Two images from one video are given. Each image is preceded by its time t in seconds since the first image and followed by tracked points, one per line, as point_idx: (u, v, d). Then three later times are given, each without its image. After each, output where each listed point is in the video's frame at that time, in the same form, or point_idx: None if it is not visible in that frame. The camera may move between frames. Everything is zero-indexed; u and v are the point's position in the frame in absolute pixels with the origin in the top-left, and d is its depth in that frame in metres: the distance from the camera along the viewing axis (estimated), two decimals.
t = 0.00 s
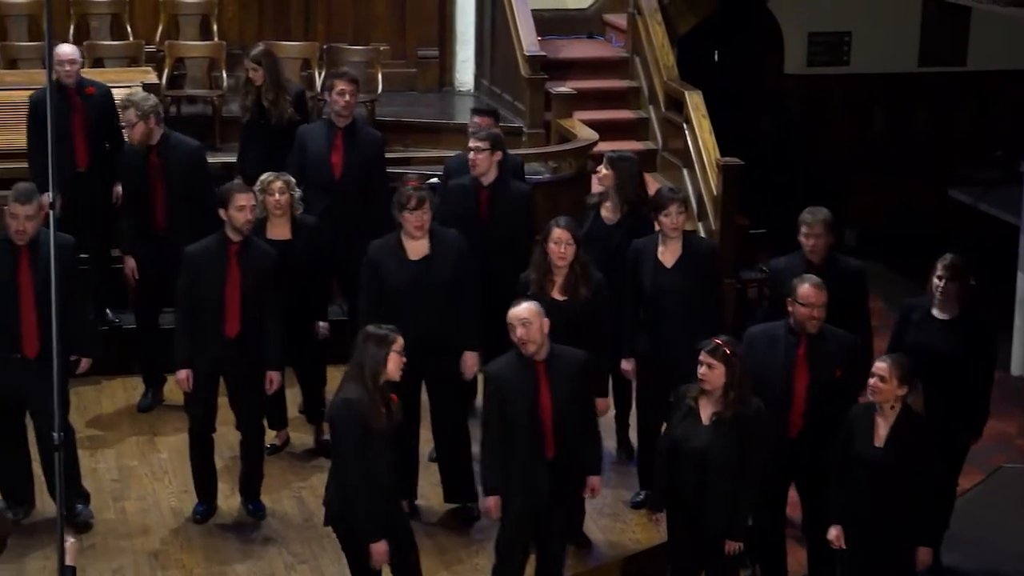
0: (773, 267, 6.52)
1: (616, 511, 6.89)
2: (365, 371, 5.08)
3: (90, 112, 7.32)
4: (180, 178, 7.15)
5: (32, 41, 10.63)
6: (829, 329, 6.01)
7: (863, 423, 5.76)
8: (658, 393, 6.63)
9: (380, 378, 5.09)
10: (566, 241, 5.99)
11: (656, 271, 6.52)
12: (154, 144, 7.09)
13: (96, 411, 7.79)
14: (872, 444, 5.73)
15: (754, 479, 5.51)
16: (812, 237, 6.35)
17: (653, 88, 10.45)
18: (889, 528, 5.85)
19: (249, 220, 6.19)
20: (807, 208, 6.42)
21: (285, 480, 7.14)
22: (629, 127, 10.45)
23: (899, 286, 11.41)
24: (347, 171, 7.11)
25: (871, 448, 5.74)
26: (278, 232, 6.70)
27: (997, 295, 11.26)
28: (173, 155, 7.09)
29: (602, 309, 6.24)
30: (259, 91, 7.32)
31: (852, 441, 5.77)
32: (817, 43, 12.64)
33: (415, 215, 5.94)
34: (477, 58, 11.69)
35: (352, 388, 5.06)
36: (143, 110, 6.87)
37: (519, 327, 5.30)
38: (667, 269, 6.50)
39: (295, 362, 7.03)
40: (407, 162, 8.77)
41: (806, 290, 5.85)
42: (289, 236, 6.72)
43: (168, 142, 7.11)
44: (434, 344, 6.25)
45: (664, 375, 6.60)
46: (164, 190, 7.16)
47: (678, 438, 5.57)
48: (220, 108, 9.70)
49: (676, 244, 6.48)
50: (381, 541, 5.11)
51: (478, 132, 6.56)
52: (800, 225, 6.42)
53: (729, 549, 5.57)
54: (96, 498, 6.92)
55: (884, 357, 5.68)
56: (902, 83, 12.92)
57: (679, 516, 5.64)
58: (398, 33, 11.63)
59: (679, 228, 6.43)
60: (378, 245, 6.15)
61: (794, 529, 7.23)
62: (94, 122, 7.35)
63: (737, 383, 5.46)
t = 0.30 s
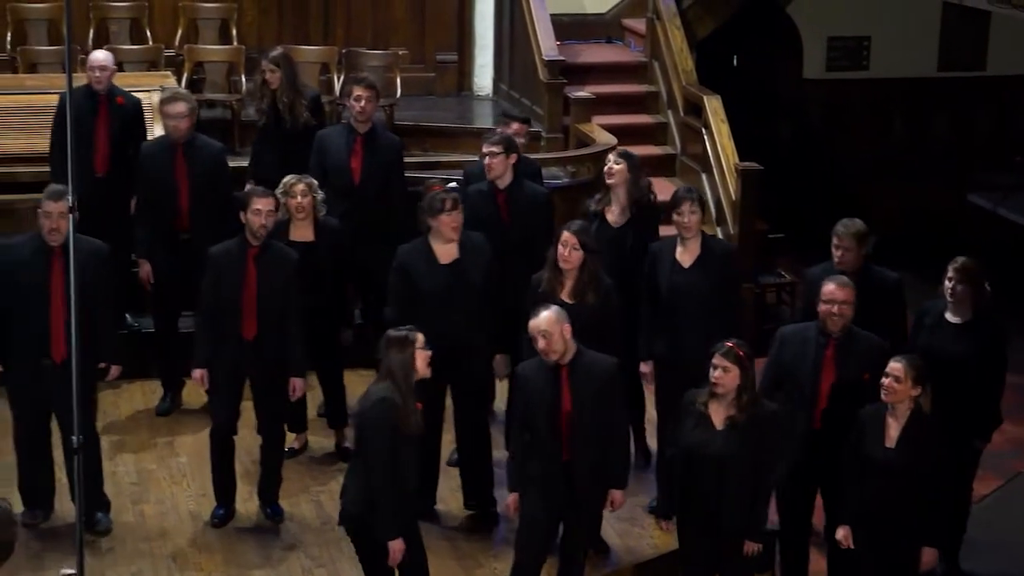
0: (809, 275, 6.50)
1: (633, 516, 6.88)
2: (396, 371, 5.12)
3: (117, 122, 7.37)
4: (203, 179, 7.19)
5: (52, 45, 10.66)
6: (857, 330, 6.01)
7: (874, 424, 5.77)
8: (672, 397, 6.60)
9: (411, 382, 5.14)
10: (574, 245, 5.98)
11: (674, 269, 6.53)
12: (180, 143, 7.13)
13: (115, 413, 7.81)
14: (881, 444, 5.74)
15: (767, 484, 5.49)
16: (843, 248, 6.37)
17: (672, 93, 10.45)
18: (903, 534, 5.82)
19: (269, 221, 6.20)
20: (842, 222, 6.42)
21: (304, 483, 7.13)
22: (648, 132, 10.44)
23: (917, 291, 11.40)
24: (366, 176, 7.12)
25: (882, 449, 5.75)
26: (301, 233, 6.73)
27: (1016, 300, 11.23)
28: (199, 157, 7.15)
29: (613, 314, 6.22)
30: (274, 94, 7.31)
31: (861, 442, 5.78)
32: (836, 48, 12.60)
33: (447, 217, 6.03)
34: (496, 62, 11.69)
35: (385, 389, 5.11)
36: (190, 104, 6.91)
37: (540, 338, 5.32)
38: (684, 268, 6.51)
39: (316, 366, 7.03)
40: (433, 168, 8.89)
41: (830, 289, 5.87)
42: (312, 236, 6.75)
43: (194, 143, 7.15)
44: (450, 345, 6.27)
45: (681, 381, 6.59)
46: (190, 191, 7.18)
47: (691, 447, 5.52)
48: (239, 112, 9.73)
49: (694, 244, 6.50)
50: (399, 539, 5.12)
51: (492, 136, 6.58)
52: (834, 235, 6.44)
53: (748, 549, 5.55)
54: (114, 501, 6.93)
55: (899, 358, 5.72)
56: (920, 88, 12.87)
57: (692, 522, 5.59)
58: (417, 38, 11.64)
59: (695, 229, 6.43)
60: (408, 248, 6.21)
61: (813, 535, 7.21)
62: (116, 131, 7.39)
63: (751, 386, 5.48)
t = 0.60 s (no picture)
0: (833, 273, 6.51)
1: (651, 519, 6.87)
2: (419, 364, 5.16)
3: (134, 122, 7.40)
4: (235, 180, 7.24)
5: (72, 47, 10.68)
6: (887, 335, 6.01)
7: (886, 423, 5.78)
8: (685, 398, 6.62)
9: (435, 375, 5.17)
10: (587, 245, 6.01)
11: (695, 270, 6.52)
12: (213, 142, 7.19)
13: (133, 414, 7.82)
14: (894, 445, 5.76)
15: (791, 484, 5.50)
16: (867, 246, 6.41)
17: (690, 95, 10.45)
18: (914, 530, 5.83)
19: (281, 222, 6.23)
20: (875, 218, 6.46)
21: (322, 485, 7.13)
22: (666, 134, 10.43)
23: (935, 293, 11.37)
24: (391, 177, 7.13)
25: (896, 450, 5.76)
26: (323, 232, 6.73)
27: None
28: (230, 158, 7.22)
29: (624, 318, 6.20)
30: (294, 92, 7.34)
31: (870, 443, 5.79)
32: (853, 49, 12.68)
33: (481, 214, 6.07)
34: (515, 64, 11.69)
35: (407, 379, 5.15)
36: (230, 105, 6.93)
37: (550, 333, 5.40)
38: (706, 270, 6.50)
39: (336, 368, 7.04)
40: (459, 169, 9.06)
41: (853, 287, 5.89)
42: (334, 235, 6.76)
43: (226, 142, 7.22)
44: (470, 345, 6.29)
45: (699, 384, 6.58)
46: (224, 191, 7.23)
47: (715, 451, 5.51)
48: (259, 113, 9.77)
49: (718, 246, 6.49)
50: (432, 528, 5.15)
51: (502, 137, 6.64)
52: (860, 233, 6.48)
53: (780, 546, 5.53)
54: (133, 502, 6.94)
55: (916, 358, 5.73)
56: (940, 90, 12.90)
57: (714, 523, 5.59)
58: (436, 39, 11.64)
59: (719, 231, 6.43)
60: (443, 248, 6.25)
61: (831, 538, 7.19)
62: (127, 136, 7.41)
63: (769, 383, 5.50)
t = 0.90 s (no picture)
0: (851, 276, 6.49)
1: (668, 520, 6.83)
2: (442, 365, 5.16)
3: (145, 122, 7.41)
4: (263, 182, 7.24)
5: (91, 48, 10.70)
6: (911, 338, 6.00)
7: (903, 426, 5.74)
8: (701, 397, 6.61)
9: (458, 379, 5.15)
10: (606, 247, 6.00)
11: (714, 271, 6.52)
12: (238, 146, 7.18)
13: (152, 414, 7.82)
14: (914, 448, 5.73)
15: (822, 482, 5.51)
16: (890, 261, 6.35)
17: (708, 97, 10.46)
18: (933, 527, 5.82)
19: (292, 228, 6.21)
20: (894, 231, 6.42)
21: (339, 486, 7.13)
22: (685, 136, 10.43)
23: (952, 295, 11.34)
24: (416, 178, 7.13)
25: (914, 453, 5.73)
26: (345, 232, 6.75)
27: None
28: (257, 159, 7.21)
29: (637, 320, 6.19)
30: (319, 93, 7.32)
31: (887, 442, 5.75)
32: (873, 51, 12.65)
33: (508, 217, 6.07)
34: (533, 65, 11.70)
35: (429, 382, 5.14)
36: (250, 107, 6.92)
37: (557, 331, 5.38)
38: (725, 272, 6.50)
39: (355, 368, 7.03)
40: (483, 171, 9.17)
41: (871, 292, 5.90)
42: (354, 237, 6.76)
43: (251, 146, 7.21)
44: (491, 349, 6.32)
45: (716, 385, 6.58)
46: (252, 197, 7.25)
47: (743, 455, 5.50)
48: (277, 114, 9.85)
49: (739, 249, 6.48)
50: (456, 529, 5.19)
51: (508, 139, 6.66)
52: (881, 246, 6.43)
53: (815, 547, 5.52)
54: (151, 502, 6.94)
55: (934, 361, 5.70)
56: (960, 91, 12.86)
57: (743, 525, 5.57)
58: (454, 40, 11.64)
59: (742, 236, 6.44)
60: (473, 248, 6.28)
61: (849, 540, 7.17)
62: (141, 130, 7.43)
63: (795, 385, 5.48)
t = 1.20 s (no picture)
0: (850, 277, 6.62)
1: (687, 521, 6.80)
2: (465, 366, 5.16)
3: (157, 120, 7.42)
4: (272, 181, 7.25)
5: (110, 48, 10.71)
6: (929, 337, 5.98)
7: (922, 423, 5.73)
8: (720, 398, 6.60)
9: (483, 379, 5.17)
10: (626, 248, 5.99)
11: (731, 271, 6.51)
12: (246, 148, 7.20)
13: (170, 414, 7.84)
14: (937, 445, 5.72)
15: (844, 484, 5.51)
16: (893, 256, 6.36)
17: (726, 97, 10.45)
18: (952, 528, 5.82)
19: (310, 232, 6.21)
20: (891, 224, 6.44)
21: (357, 486, 7.13)
22: (703, 136, 10.43)
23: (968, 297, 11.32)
24: (436, 175, 7.13)
25: (937, 451, 5.72)
26: (369, 231, 6.78)
27: None
28: (267, 157, 7.22)
29: (657, 321, 6.19)
30: (343, 94, 7.35)
31: (907, 440, 5.73)
32: (891, 51, 12.67)
33: (522, 219, 6.06)
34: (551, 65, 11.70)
35: (451, 382, 5.16)
36: (243, 111, 6.98)
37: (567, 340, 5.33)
38: (742, 272, 6.49)
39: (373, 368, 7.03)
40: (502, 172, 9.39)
41: (890, 291, 5.88)
42: (379, 236, 6.79)
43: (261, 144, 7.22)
44: (510, 351, 6.32)
45: (734, 386, 6.56)
46: (260, 195, 7.24)
47: (764, 455, 5.50)
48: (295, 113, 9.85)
49: (755, 248, 6.48)
50: (446, 531, 5.16)
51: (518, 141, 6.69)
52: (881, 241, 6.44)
53: (835, 553, 5.57)
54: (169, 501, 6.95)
55: (951, 358, 5.68)
56: (976, 92, 12.90)
57: (762, 527, 5.58)
58: (472, 41, 11.65)
59: (759, 234, 6.43)
60: (495, 248, 6.31)
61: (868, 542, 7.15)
62: (155, 128, 7.43)
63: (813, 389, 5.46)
